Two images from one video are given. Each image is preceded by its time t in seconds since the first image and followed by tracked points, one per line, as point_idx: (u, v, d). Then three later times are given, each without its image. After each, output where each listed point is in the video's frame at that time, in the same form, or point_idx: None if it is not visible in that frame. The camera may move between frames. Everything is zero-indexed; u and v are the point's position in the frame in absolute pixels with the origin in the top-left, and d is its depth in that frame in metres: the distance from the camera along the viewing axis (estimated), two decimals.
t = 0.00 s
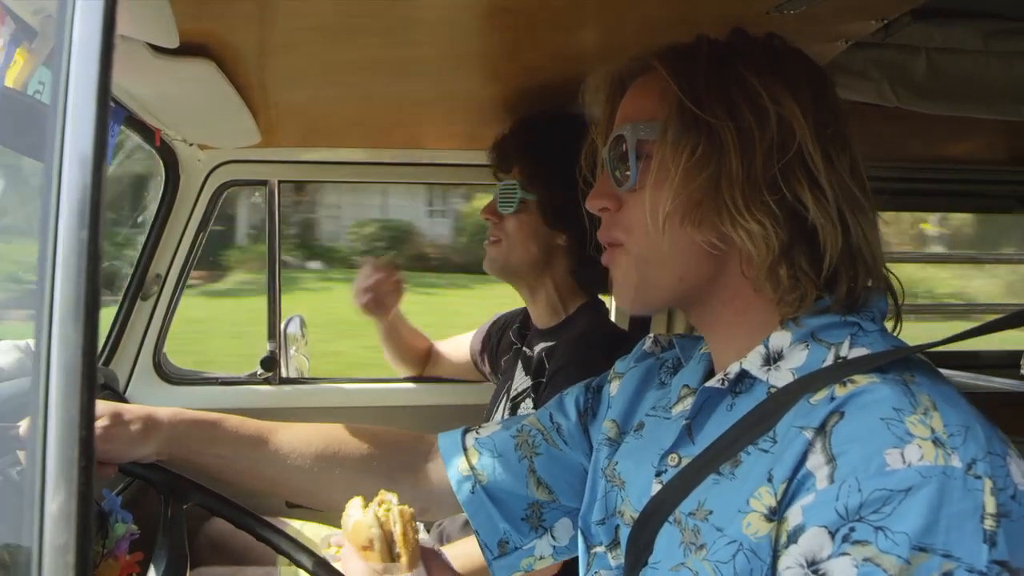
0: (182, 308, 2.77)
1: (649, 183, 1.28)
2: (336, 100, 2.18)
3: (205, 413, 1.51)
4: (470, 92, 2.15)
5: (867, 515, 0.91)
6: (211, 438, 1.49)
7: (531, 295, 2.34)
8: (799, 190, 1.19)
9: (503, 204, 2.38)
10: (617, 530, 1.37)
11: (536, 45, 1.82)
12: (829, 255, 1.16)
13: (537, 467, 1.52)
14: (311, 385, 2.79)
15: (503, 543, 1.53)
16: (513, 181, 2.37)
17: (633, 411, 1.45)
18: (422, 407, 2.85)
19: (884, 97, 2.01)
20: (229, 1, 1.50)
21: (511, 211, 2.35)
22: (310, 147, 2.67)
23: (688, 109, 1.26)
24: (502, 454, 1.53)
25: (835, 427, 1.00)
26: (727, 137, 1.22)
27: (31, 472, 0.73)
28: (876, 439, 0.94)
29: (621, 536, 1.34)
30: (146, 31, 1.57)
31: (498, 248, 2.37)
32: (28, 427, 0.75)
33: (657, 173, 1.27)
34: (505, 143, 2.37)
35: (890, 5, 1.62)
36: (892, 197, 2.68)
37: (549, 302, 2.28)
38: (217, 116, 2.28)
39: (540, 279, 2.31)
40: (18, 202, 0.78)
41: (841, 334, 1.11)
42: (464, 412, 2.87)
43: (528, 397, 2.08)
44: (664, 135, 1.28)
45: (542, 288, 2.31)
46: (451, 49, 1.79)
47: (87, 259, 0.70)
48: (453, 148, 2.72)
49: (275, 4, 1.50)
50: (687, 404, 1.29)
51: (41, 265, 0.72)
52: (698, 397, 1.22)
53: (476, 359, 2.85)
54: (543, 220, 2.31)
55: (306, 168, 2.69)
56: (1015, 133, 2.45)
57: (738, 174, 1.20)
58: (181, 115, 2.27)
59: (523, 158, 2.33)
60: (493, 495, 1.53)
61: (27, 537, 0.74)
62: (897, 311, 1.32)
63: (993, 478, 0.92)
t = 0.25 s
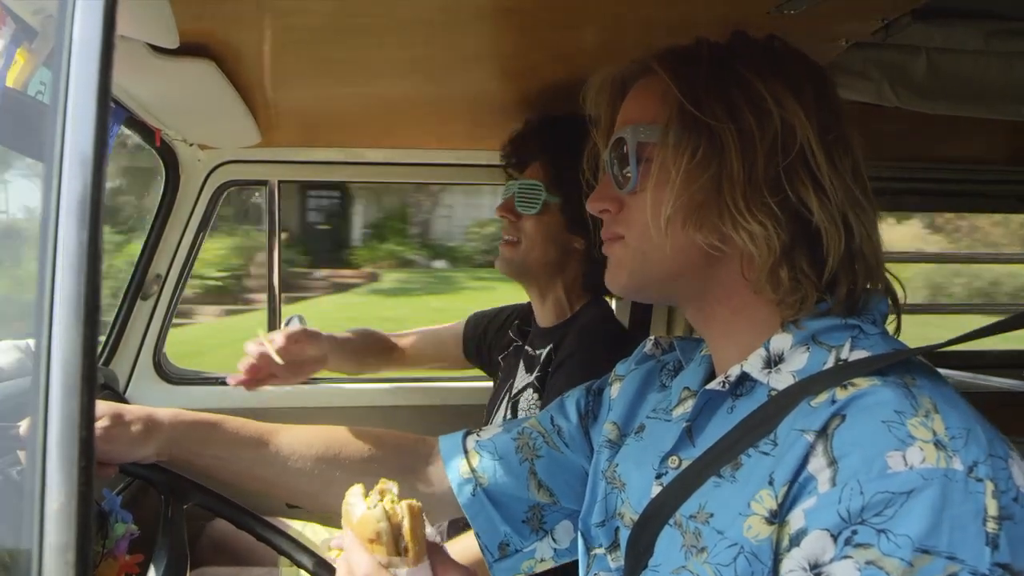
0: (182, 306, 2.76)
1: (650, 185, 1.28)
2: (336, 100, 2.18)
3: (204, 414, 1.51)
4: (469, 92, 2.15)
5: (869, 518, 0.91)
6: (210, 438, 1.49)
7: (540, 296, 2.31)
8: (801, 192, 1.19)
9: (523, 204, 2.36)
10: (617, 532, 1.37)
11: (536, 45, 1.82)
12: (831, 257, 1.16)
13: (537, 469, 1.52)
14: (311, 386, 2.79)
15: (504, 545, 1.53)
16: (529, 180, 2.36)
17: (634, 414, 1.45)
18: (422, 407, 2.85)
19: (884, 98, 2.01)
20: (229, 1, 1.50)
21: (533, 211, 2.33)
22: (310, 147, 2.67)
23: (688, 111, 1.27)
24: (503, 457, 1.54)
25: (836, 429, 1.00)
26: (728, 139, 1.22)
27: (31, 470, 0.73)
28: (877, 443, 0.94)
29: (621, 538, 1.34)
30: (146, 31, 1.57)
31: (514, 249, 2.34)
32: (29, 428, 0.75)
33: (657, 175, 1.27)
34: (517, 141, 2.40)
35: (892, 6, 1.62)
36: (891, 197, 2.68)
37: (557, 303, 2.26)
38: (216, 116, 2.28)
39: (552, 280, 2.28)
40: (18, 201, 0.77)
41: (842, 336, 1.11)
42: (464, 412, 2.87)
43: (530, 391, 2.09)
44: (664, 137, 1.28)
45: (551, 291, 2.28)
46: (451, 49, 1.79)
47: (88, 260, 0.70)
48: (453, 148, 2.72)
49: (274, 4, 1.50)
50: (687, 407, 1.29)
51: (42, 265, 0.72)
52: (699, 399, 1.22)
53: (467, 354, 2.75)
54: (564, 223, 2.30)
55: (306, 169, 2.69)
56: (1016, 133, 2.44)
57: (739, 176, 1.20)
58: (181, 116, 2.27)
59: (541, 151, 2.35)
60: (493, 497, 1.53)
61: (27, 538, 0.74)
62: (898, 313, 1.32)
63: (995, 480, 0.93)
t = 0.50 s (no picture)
0: (184, 305, 2.75)
1: (650, 185, 1.28)
2: (336, 101, 2.18)
3: (204, 414, 1.51)
4: (470, 92, 2.15)
5: (868, 517, 0.92)
6: (210, 438, 1.49)
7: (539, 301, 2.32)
8: (800, 192, 1.19)
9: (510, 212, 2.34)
10: (618, 532, 1.37)
11: (536, 46, 1.82)
12: (831, 257, 1.16)
13: (538, 469, 1.52)
14: (311, 386, 2.79)
15: (504, 544, 1.53)
16: (517, 188, 2.33)
17: (634, 414, 1.45)
18: (421, 407, 2.85)
19: (884, 100, 2.02)
20: (229, 2, 1.50)
21: (523, 219, 2.30)
22: (310, 148, 2.67)
23: (687, 111, 1.27)
24: (503, 455, 1.54)
25: (835, 429, 1.00)
26: (727, 139, 1.22)
27: (32, 469, 0.73)
28: (877, 442, 0.94)
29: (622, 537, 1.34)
30: (147, 32, 1.57)
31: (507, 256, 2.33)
32: (30, 426, 0.75)
33: (657, 175, 1.27)
34: (506, 146, 2.39)
35: (892, 6, 1.62)
36: (890, 196, 2.68)
37: (556, 303, 2.27)
38: (216, 117, 2.28)
39: (548, 286, 2.29)
40: (18, 202, 0.78)
41: (841, 336, 1.11)
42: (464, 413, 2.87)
43: (533, 389, 2.09)
44: (664, 138, 1.28)
45: (548, 294, 2.29)
46: (452, 49, 1.79)
47: (89, 260, 0.71)
48: (452, 148, 2.73)
49: (274, 5, 1.50)
50: (688, 406, 1.29)
51: (42, 267, 0.72)
52: (699, 399, 1.23)
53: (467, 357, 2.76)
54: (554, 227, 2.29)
55: (306, 170, 2.70)
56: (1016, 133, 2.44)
57: (738, 176, 1.20)
58: (181, 117, 2.27)
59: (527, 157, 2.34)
60: (493, 496, 1.53)
61: (28, 536, 0.74)
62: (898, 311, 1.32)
63: (994, 479, 0.93)
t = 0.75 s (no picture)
0: (182, 306, 2.76)
1: (651, 184, 1.28)
2: (336, 100, 2.18)
3: (203, 413, 1.51)
4: (470, 91, 2.15)
5: (867, 512, 0.91)
6: (209, 437, 1.49)
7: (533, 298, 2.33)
8: (801, 190, 1.19)
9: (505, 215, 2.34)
10: (617, 528, 1.37)
11: (537, 45, 1.82)
12: (832, 255, 1.16)
13: (537, 463, 1.52)
14: (310, 385, 2.79)
15: (503, 536, 1.54)
16: (508, 190, 2.34)
17: (633, 410, 1.45)
18: (421, 406, 2.85)
19: (885, 99, 2.02)
20: (229, 1, 1.50)
21: (516, 221, 2.31)
22: (309, 146, 2.68)
23: (688, 111, 1.27)
24: (502, 448, 1.53)
25: (835, 424, 1.00)
26: (728, 138, 1.22)
27: (31, 466, 0.73)
28: (876, 437, 0.94)
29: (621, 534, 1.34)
30: (146, 30, 1.57)
31: (502, 259, 2.34)
32: (29, 423, 0.75)
33: (658, 175, 1.27)
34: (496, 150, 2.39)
35: (891, 6, 1.62)
36: (891, 196, 2.68)
37: (551, 302, 2.28)
38: (216, 116, 2.28)
39: (545, 285, 2.29)
40: (18, 200, 0.77)
41: (840, 334, 1.11)
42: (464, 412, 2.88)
43: (528, 387, 2.10)
44: (665, 137, 1.28)
45: (544, 293, 2.30)
46: (452, 49, 1.79)
47: (89, 259, 0.71)
48: (452, 147, 2.73)
49: (273, 3, 1.50)
50: (687, 403, 1.29)
51: (42, 265, 0.72)
52: (698, 395, 1.22)
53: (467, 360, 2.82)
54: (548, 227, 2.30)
55: (305, 168, 2.70)
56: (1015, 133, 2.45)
57: (739, 175, 1.20)
58: (181, 116, 2.26)
59: (517, 162, 2.34)
60: (492, 490, 1.53)
61: (28, 533, 0.74)
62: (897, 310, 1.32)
63: (992, 475, 0.93)
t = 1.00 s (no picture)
0: (182, 306, 2.76)
1: (660, 180, 1.28)
2: (336, 99, 2.18)
3: (204, 413, 1.50)
4: (470, 91, 2.15)
5: (866, 511, 0.91)
6: (211, 437, 1.48)
7: (531, 299, 2.31)
8: (808, 190, 1.19)
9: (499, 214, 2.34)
10: (616, 527, 1.38)
11: (537, 45, 1.82)
12: (837, 255, 1.16)
13: (540, 464, 1.52)
14: (310, 385, 2.79)
15: (503, 538, 1.53)
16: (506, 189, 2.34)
17: (634, 410, 1.45)
18: (421, 405, 2.85)
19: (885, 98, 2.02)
20: (229, 1, 1.50)
21: (509, 219, 2.30)
22: (309, 145, 2.68)
23: (698, 108, 1.26)
24: (505, 450, 1.53)
25: (835, 424, 1.00)
26: (736, 136, 1.22)
27: (31, 467, 0.73)
28: (877, 436, 0.94)
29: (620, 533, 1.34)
30: (146, 27, 1.57)
31: (498, 257, 2.33)
32: (29, 424, 0.74)
33: (667, 171, 1.27)
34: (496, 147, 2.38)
35: (891, 6, 1.62)
36: (893, 197, 2.67)
37: (549, 302, 2.27)
38: (216, 115, 2.28)
39: (540, 282, 2.29)
40: (17, 200, 0.77)
41: (840, 334, 1.12)
42: (464, 411, 2.88)
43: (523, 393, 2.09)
44: (674, 134, 1.28)
45: (540, 291, 2.28)
46: (452, 48, 1.79)
47: (88, 259, 0.70)
48: (452, 146, 2.73)
49: (274, 3, 1.49)
50: (687, 402, 1.29)
51: (42, 265, 0.72)
52: (697, 394, 1.22)
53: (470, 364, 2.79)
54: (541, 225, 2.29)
55: (305, 167, 2.70)
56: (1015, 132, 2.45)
57: (747, 172, 1.20)
58: (181, 115, 2.26)
59: (514, 161, 2.34)
60: (494, 492, 1.53)
61: (28, 534, 0.74)
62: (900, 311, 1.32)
63: (992, 474, 0.93)
